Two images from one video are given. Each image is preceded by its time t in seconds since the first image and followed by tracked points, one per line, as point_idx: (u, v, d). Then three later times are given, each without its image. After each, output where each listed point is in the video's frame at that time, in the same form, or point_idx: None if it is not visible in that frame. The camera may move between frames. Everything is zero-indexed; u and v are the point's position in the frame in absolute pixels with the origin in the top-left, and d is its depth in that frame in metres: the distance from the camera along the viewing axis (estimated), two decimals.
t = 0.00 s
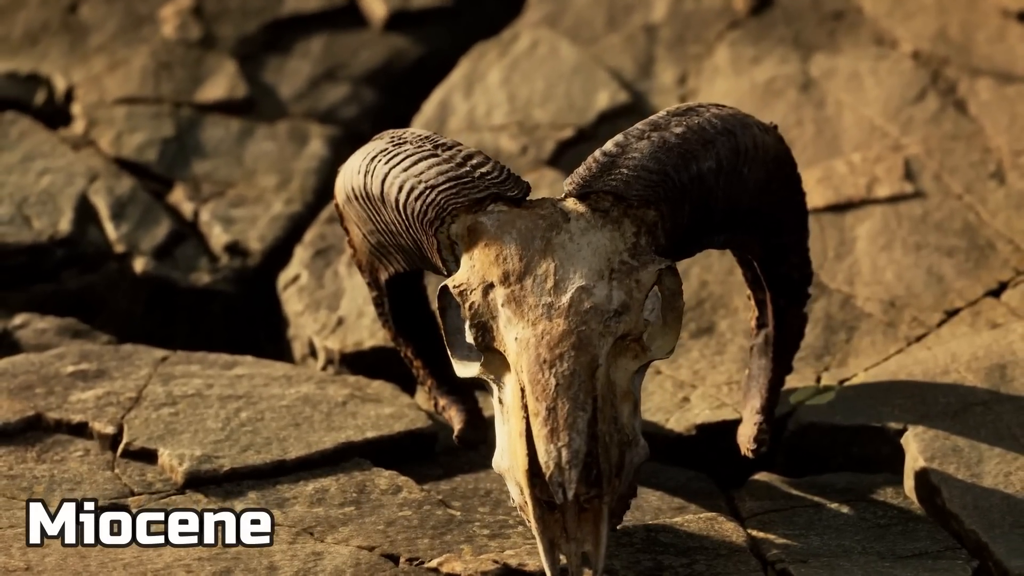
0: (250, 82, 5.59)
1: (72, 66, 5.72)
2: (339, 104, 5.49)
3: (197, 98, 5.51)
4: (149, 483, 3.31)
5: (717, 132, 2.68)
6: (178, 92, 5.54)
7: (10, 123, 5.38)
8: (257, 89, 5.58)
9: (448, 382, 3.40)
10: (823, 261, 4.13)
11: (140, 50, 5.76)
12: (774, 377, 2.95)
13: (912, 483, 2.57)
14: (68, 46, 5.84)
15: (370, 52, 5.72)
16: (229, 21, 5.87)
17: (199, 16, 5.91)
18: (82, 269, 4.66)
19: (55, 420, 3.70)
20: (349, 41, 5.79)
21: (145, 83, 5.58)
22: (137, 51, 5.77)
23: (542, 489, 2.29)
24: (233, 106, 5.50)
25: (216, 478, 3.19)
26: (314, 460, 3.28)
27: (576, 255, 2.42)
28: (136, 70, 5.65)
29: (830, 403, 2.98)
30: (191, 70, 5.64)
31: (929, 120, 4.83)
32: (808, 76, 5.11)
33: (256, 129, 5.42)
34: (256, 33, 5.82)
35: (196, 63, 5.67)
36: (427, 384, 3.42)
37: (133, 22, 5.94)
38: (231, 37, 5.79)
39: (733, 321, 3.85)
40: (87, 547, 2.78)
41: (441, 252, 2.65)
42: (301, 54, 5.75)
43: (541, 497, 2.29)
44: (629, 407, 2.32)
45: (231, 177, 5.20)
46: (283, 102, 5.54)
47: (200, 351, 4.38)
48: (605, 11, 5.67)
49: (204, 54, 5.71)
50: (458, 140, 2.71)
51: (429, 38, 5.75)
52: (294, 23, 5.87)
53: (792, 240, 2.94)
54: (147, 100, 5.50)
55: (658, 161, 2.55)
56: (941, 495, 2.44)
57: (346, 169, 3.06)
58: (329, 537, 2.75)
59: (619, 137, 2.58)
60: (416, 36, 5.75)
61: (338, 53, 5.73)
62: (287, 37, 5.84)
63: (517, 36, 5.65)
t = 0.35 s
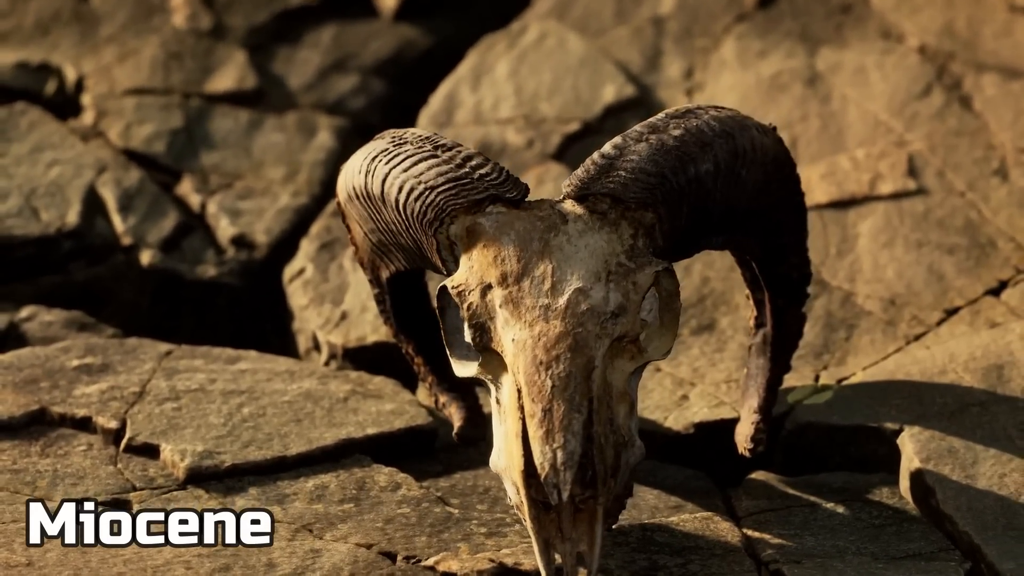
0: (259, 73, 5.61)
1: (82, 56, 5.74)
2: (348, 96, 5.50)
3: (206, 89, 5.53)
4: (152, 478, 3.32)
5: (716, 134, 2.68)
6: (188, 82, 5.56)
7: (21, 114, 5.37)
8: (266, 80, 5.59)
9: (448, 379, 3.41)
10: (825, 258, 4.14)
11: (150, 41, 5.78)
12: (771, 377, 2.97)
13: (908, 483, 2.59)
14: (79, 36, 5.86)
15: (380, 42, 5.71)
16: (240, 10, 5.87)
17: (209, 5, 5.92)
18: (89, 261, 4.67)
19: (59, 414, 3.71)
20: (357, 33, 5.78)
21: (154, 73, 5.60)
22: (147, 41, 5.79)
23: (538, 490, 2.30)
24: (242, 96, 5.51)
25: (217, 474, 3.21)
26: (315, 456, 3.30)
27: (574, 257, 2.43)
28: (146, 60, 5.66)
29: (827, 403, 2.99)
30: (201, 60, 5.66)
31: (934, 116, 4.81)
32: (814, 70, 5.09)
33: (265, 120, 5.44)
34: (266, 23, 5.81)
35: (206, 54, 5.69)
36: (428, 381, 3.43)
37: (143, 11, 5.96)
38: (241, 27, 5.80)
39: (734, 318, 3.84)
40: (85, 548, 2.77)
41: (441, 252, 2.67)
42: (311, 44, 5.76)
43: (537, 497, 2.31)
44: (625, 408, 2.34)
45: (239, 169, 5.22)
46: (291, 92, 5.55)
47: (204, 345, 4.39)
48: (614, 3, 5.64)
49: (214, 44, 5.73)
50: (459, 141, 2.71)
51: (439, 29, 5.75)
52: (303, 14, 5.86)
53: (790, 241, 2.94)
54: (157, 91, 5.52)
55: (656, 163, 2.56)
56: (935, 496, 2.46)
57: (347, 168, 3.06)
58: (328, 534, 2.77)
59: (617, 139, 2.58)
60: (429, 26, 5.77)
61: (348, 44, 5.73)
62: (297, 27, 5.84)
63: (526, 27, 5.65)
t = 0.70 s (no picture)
0: (267, 64, 5.62)
1: (92, 47, 5.75)
2: (355, 88, 5.51)
3: (215, 80, 5.54)
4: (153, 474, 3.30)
5: (714, 136, 2.69)
6: (197, 73, 5.57)
7: (29, 105, 5.36)
8: (275, 72, 5.61)
9: (449, 375, 3.43)
10: (826, 255, 4.14)
11: (160, 32, 5.80)
12: (769, 377, 2.97)
13: (903, 483, 2.61)
14: (89, 26, 5.88)
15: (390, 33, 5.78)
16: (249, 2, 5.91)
17: None
18: (96, 253, 4.69)
19: (63, 408, 3.73)
20: (368, 22, 5.86)
21: (163, 64, 5.62)
22: (157, 32, 5.80)
23: (534, 489, 2.32)
24: (250, 88, 5.53)
25: (218, 469, 3.23)
26: (315, 453, 3.32)
27: (571, 258, 2.44)
28: (155, 52, 5.68)
29: (825, 401, 3.01)
30: (211, 52, 5.67)
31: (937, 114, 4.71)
32: (820, 65, 5.04)
33: (273, 112, 5.45)
34: (276, 14, 5.86)
35: (215, 45, 5.70)
36: (428, 378, 3.44)
37: (154, 3, 5.99)
38: (250, 19, 5.83)
39: (735, 315, 3.84)
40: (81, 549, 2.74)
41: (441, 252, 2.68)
42: (320, 35, 5.80)
43: (533, 496, 2.32)
44: (621, 409, 2.35)
45: (246, 161, 5.23)
46: (300, 84, 5.57)
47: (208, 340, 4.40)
48: None
49: (224, 36, 5.74)
50: (459, 141, 2.72)
51: (448, 20, 5.83)
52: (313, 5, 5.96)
53: (789, 241, 2.95)
54: (165, 82, 5.53)
55: (654, 165, 2.56)
56: (929, 497, 2.48)
57: (348, 166, 3.07)
58: (327, 531, 2.79)
59: (616, 140, 2.59)
60: (435, 16, 5.84)
61: (357, 36, 5.78)
62: (307, 18, 5.91)
63: (534, 19, 5.65)
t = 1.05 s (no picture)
0: (276, 54, 5.63)
1: (102, 36, 5.77)
2: (364, 79, 5.51)
3: (224, 70, 5.55)
4: (155, 469, 3.28)
5: (712, 137, 2.69)
6: (206, 63, 5.58)
7: (39, 94, 5.38)
8: (283, 62, 5.62)
9: (450, 371, 3.43)
10: (828, 251, 4.16)
11: (170, 20, 5.81)
12: (766, 375, 3.00)
13: (899, 482, 2.69)
14: (100, 15, 5.89)
15: (399, 22, 5.76)
16: None
17: None
18: (103, 244, 4.71)
19: (67, 401, 3.69)
20: (378, 11, 5.84)
21: (173, 53, 5.63)
22: (167, 20, 5.81)
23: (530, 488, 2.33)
24: (259, 78, 5.54)
25: (219, 464, 3.25)
26: (315, 447, 3.34)
27: (569, 259, 2.45)
28: (165, 41, 5.69)
29: (823, 400, 3.06)
30: (221, 41, 5.68)
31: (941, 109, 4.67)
32: (826, 58, 5.00)
33: (281, 102, 5.46)
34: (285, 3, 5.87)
35: (225, 35, 5.71)
36: (429, 373, 3.44)
37: None
38: (260, 7, 5.83)
39: (736, 310, 3.85)
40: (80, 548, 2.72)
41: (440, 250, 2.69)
42: (329, 25, 5.81)
43: (529, 495, 2.33)
44: (617, 408, 2.36)
45: (254, 152, 5.25)
46: (308, 74, 5.58)
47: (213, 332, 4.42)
48: None
49: (233, 25, 5.74)
50: (458, 140, 2.73)
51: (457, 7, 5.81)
52: None
53: (788, 241, 2.96)
54: (175, 72, 5.55)
55: (652, 166, 2.57)
56: (924, 497, 2.56)
57: (350, 164, 3.08)
58: (326, 526, 2.82)
59: (614, 141, 2.59)
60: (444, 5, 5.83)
61: (366, 25, 5.78)
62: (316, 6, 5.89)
63: (542, 11, 5.65)
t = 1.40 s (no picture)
0: (285, 45, 5.64)
1: (112, 26, 5.78)
2: (372, 69, 5.52)
3: (233, 62, 5.57)
4: (157, 463, 3.30)
5: (711, 138, 2.70)
6: (215, 54, 5.60)
7: (49, 85, 5.41)
8: (291, 53, 5.62)
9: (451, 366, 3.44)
10: (829, 247, 4.16)
11: (179, 11, 5.82)
12: (765, 373, 3.01)
13: (895, 480, 2.72)
14: (110, 4, 5.90)
15: (408, 13, 5.74)
16: None
17: None
18: (110, 235, 4.72)
19: (71, 394, 3.70)
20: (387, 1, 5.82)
21: (183, 44, 5.65)
22: (177, 11, 5.82)
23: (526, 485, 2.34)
24: (267, 69, 5.55)
25: (220, 458, 3.27)
26: (316, 442, 3.36)
27: (567, 259, 2.46)
28: (175, 31, 5.71)
29: (820, 397, 3.08)
30: (229, 32, 5.69)
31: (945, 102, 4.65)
32: (831, 53, 4.99)
33: (289, 93, 5.47)
34: None
35: (234, 25, 5.72)
36: (431, 368, 3.46)
37: None
38: None
39: (737, 306, 3.85)
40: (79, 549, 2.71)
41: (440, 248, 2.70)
42: (338, 15, 5.80)
43: (525, 493, 2.34)
44: (613, 407, 2.38)
45: (261, 144, 5.26)
46: (316, 65, 5.58)
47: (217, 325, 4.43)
48: None
49: (242, 16, 5.75)
50: (459, 139, 2.74)
51: None
52: None
53: (787, 239, 2.96)
54: (184, 63, 5.57)
55: (650, 167, 2.58)
56: (920, 495, 2.59)
57: (352, 161, 3.09)
58: (325, 522, 2.84)
59: (613, 141, 2.60)
60: None
61: (374, 15, 5.76)
62: None
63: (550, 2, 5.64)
